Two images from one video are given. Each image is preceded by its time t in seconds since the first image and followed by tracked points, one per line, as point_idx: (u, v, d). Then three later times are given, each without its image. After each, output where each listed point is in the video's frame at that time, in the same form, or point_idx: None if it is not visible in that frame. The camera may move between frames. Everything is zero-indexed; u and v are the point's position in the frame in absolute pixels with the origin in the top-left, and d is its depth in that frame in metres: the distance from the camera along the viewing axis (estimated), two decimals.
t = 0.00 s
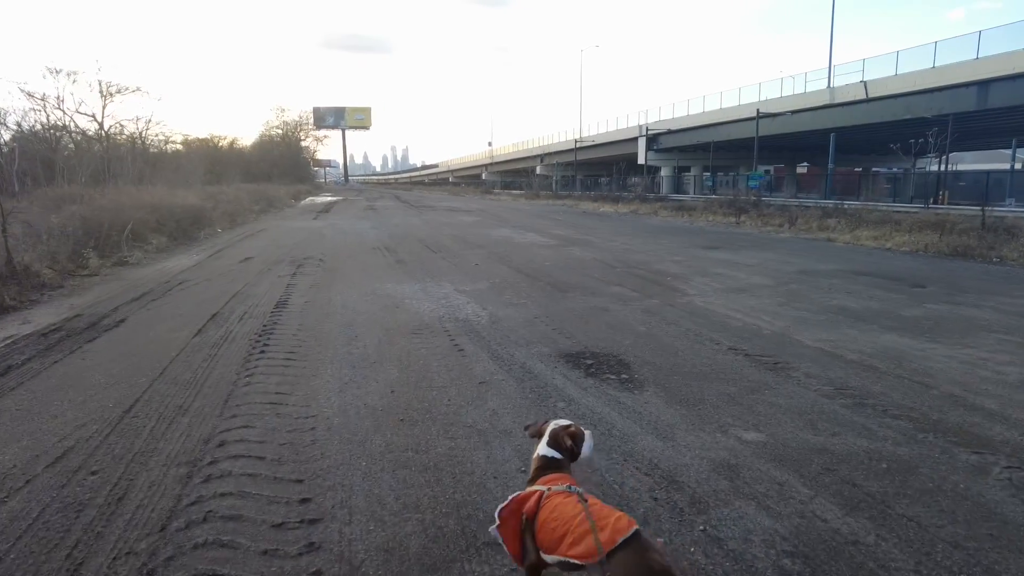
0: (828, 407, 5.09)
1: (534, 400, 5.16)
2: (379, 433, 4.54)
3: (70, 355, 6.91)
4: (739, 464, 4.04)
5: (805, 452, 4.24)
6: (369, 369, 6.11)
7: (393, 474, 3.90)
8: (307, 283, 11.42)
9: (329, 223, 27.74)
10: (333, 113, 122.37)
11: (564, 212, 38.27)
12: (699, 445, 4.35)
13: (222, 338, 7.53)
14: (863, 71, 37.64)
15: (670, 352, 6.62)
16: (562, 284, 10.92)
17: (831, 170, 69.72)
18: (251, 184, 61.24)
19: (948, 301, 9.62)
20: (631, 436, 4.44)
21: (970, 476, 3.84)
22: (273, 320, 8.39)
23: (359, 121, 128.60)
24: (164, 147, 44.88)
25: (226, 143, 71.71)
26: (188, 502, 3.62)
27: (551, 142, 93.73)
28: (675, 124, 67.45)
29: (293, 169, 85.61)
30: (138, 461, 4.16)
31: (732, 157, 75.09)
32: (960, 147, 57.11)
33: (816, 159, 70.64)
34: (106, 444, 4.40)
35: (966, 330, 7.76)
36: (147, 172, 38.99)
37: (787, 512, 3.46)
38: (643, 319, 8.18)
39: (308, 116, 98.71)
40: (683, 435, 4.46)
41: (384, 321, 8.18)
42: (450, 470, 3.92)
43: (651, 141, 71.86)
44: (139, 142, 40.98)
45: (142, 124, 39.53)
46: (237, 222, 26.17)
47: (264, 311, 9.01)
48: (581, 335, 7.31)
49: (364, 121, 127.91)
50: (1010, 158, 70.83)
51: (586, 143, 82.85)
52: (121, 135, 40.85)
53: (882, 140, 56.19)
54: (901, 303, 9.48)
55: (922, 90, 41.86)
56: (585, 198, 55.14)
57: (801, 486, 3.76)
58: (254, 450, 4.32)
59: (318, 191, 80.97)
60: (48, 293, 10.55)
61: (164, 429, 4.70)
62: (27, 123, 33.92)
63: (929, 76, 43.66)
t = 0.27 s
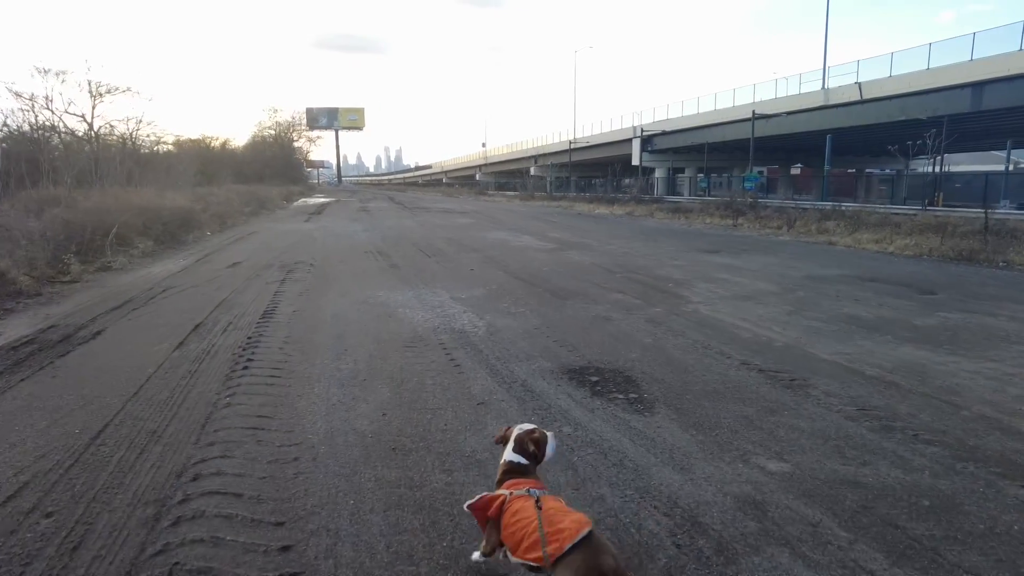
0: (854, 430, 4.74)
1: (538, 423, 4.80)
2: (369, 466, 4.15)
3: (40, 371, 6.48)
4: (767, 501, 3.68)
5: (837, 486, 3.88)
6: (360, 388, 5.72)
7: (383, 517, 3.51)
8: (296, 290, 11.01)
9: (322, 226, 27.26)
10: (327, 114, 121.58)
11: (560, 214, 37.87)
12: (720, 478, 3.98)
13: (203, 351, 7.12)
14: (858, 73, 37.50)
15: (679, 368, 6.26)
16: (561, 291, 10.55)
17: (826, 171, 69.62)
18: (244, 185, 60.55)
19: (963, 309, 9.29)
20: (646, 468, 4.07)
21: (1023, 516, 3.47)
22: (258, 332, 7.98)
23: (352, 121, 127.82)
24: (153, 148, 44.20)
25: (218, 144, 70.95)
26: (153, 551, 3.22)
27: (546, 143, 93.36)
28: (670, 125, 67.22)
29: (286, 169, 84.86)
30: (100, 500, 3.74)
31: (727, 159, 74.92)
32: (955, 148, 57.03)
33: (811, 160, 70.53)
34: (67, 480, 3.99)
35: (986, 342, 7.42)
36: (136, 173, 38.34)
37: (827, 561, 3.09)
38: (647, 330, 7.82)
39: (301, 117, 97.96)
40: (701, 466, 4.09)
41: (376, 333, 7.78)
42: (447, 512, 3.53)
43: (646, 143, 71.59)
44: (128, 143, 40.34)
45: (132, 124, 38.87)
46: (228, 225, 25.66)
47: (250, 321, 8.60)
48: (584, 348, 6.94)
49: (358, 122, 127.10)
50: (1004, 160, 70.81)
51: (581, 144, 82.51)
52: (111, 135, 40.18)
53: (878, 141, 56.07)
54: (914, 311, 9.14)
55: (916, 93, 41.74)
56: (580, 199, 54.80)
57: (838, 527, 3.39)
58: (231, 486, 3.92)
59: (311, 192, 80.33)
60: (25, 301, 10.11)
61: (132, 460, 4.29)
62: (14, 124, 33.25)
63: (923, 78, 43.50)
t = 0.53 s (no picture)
0: (897, 451, 4.25)
1: (547, 446, 4.34)
2: (360, 498, 3.68)
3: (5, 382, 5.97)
4: (814, 540, 3.22)
5: (890, 520, 3.41)
6: (352, 403, 5.26)
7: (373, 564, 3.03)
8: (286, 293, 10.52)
9: (316, 226, 26.71)
10: (321, 113, 120.75)
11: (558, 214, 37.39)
12: (757, 511, 3.52)
13: (183, 359, 6.62)
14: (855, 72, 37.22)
15: (696, 380, 5.80)
16: (563, 293, 10.08)
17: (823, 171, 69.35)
18: (237, 184, 59.83)
19: (985, 313, 8.86)
20: (673, 500, 3.63)
21: None
22: (244, 339, 7.49)
23: (347, 121, 127.13)
24: (145, 148, 43.59)
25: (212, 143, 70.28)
26: None
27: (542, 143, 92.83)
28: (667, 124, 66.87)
29: (281, 169, 84.11)
30: (50, 541, 3.25)
31: (724, 158, 74.61)
32: (953, 148, 56.79)
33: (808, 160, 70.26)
34: (16, 514, 3.50)
35: (1018, 348, 6.99)
36: (127, 173, 37.66)
37: None
38: (656, 337, 7.36)
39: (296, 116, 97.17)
40: (735, 496, 3.63)
41: (370, 339, 7.31)
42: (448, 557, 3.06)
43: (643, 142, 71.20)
44: (119, 142, 39.66)
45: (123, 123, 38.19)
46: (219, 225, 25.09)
47: (235, 327, 8.10)
48: (593, 357, 6.48)
49: (353, 121, 126.34)
50: (1003, 159, 70.55)
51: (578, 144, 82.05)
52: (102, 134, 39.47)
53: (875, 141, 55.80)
54: (935, 315, 8.71)
55: (914, 92, 41.44)
56: (576, 199, 54.33)
57: (900, 574, 2.94)
58: (203, 521, 3.45)
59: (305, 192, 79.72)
60: None
61: (91, 490, 3.79)
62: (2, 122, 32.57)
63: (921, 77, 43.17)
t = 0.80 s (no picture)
0: (958, 482, 3.85)
1: (571, 476, 3.94)
2: (366, 541, 3.27)
3: None
4: None
5: (968, 569, 3.00)
6: (356, 424, 4.86)
7: None
8: (284, 299, 10.10)
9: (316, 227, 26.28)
10: (321, 113, 120.25)
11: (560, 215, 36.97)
12: (813, 557, 3.13)
13: (174, 373, 6.20)
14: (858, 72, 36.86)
15: (725, 398, 5.40)
16: (573, 299, 9.69)
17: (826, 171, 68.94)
18: (236, 184, 59.35)
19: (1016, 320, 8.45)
20: (718, 543, 3.24)
21: None
22: (240, 349, 7.08)
23: (347, 121, 126.70)
24: (144, 147, 43.17)
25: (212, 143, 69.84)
26: None
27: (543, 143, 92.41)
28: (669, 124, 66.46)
29: (280, 168, 83.60)
30: None
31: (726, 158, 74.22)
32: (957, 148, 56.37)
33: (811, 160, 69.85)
34: None
35: None
36: (124, 173, 37.18)
37: None
38: (675, 348, 6.98)
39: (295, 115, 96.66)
40: (787, 541, 3.22)
41: (373, 350, 6.90)
42: None
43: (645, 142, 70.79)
44: (117, 142, 39.20)
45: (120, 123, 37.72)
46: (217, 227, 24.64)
47: (231, 336, 7.69)
48: (611, 371, 6.08)
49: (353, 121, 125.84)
50: (1007, 160, 70.06)
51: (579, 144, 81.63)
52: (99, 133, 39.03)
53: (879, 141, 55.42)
54: (964, 323, 8.30)
55: (918, 91, 41.04)
56: (578, 199, 53.94)
57: None
58: (188, 570, 3.03)
59: (304, 192, 79.31)
60: None
61: (63, 530, 3.39)
62: None
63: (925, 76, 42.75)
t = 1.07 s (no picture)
0: None
1: (598, 514, 3.52)
2: None
3: None
4: None
5: None
6: (357, 449, 4.42)
7: None
8: (282, 305, 9.67)
9: (316, 228, 25.83)
10: (321, 113, 119.76)
11: (563, 215, 36.53)
12: None
13: (162, 388, 5.77)
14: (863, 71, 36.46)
15: (758, 419, 4.98)
16: (584, 306, 9.27)
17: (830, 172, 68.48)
18: (236, 185, 58.94)
19: None
20: None
21: None
22: (233, 362, 6.65)
23: (348, 121, 126.34)
24: (143, 147, 42.77)
25: (212, 143, 69.45)
26: None
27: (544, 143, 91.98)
28: (671, 124, 66.05)
29: (281, 168, 83.23)
30: None
31: (729, 158, 73.79)
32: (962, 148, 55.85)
33: (814, 160, 69.39)
34: None
35: None
36: (123, 173, 36.77)
37: None
38: (697, 361, 6.55)
39: (296, 115, 96.26)
40: None
41: (375, 363, 6.47)
42: None
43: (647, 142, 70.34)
44: (116, 143, 38.83)
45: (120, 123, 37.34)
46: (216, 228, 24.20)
47: (225, 346, 7.26)
48: (632, 387, 5.64)
49: (354, 121, 125.49)
50: (1011, 160, 69.60)
51: (581, 144, 81.22)
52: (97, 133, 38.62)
53: (884, 142, 54.94)
54: (998, 333, 7.85)
55: (923, 92, 40.59)
56: (580, 199, 53.54)
57: None
58: None
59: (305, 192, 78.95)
60: None
61: None
62: None
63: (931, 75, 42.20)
